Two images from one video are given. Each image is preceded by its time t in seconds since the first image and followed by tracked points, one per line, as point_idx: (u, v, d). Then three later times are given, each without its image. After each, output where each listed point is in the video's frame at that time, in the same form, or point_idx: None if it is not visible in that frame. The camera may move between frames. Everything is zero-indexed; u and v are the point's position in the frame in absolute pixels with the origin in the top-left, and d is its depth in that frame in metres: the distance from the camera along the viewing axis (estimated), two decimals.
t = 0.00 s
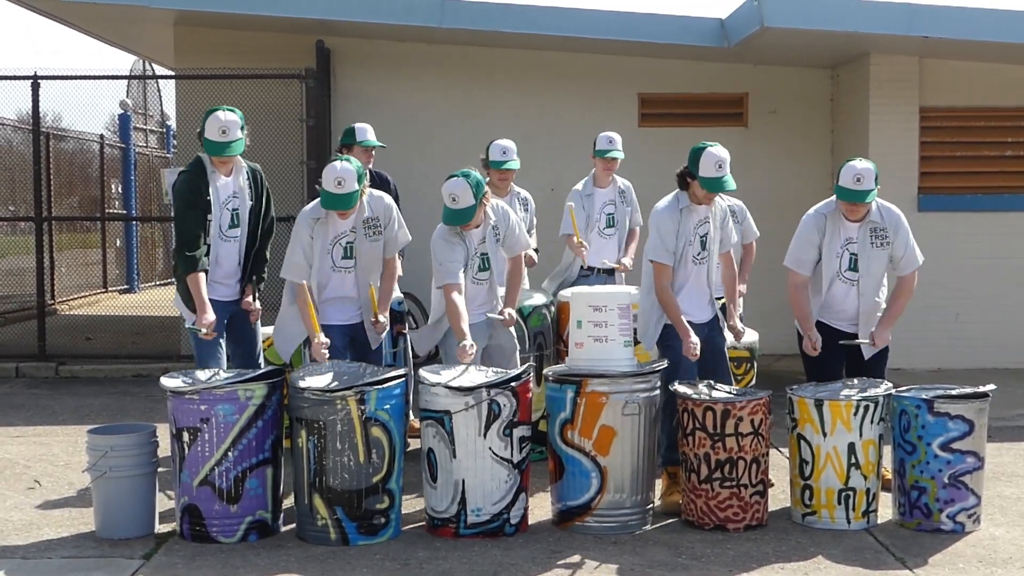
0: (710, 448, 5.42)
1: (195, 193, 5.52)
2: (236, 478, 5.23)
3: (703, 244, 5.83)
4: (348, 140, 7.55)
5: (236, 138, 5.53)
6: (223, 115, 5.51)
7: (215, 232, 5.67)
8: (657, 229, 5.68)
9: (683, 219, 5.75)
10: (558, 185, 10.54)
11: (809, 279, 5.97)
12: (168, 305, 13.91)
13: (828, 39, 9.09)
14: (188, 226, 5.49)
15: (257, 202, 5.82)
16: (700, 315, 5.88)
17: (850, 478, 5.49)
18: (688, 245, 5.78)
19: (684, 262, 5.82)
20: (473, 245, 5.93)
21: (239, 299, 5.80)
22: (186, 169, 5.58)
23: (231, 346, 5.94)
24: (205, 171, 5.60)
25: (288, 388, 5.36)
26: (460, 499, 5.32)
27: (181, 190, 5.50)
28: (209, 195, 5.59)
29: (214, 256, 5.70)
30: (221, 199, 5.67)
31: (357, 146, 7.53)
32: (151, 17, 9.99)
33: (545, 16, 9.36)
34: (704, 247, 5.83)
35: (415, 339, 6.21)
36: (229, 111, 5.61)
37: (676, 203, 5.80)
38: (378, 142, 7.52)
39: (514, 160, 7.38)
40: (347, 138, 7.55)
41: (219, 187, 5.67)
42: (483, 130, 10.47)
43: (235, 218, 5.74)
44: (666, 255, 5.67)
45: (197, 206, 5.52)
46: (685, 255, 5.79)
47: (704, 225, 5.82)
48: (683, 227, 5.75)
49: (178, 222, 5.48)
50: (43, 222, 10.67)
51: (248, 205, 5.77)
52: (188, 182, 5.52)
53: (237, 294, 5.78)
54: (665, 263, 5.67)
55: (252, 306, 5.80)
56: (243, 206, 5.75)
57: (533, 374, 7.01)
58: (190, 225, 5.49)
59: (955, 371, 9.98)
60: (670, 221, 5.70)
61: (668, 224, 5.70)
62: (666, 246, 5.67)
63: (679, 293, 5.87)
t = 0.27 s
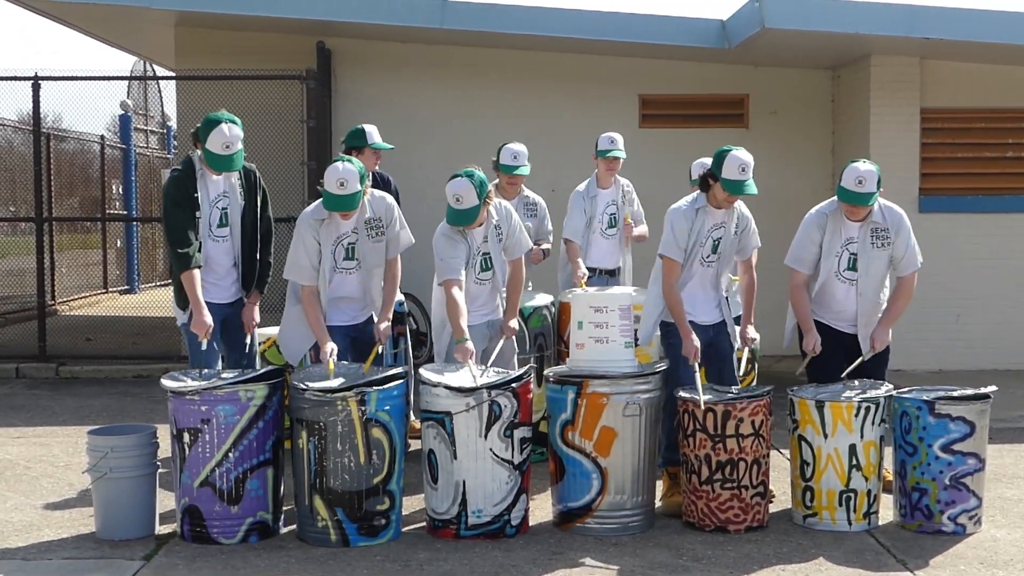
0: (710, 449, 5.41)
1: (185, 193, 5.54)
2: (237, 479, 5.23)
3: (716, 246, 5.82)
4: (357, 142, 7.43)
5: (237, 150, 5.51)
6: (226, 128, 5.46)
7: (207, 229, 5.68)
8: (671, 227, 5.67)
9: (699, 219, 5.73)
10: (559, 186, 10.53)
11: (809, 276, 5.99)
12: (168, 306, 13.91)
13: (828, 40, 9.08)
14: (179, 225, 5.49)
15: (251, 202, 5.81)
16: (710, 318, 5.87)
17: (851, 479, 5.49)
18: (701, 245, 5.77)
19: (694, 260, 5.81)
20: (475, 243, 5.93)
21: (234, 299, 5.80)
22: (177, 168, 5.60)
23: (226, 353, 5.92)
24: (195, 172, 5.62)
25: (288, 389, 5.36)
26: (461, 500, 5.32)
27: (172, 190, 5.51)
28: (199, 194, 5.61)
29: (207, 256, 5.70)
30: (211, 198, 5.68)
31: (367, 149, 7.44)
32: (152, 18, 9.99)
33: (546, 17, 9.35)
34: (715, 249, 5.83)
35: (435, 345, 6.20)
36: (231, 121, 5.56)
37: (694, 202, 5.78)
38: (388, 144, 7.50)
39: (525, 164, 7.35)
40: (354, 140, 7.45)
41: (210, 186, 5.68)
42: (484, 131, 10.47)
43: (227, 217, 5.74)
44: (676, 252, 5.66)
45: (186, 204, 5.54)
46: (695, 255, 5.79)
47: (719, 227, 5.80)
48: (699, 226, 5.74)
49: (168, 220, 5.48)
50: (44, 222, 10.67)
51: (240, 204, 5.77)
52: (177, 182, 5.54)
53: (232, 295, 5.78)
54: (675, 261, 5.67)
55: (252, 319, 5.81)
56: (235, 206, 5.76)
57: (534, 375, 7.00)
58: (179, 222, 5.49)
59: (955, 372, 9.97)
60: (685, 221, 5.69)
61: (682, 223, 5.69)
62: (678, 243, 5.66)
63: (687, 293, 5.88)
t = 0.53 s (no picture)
0: (712, 450, 5.40)
1: (188, 193, 5.53)
2: (237, 480, 5.22)
3: (730, 246, 5.82)
4: (352, 149, 7.43)
5: (238, 147, 5.51)
6: (228, 124, 5.47)
7: (209, 231, 5.67)
8: (684, 226, 5.71)
9: (712, 219, 5.77)
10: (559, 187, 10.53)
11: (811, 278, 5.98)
12: (168, 307, 13.90)
13: (828, 40, 9.08)
14: (181, 225, 5.47)
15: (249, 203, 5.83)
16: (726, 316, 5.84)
17: (852, 480, 5.48)
18: (715, 245, 5.79)
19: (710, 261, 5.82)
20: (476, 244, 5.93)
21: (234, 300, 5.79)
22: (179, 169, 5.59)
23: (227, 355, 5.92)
24: (196, 172, 5.61)
25: (288, 390, 5.35)
26: (461, 502, 5.31)
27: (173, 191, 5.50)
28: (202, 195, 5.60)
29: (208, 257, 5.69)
30: (213, 199, 5.67)
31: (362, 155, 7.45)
32: (152, 19, 9.99)
33: (545, 18, 9.34)
34: (730, 249, 5.83)
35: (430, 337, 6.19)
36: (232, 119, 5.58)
37: (708, 203, 5.81)
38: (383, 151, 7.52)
39: (527, 168, 7.38)
40: (350, 146, 7.44)
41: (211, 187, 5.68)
42: (484, 132, 10.47)
43: (227, 218, 5.75)
44: (690, 252, 5.68)
45: (188, 204, 5.52)
46: (710, 255, 5.79)
47: (732, 227, 5.82)
48: (713, 228, 5.77)
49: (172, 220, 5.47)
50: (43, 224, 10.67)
51: (239, 205, 5.78)
52: (180, 183, 5.52)
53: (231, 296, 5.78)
54: (690, 261, 5.68)
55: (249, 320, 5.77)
56: (234, 207, 5.76)
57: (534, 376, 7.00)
58: (181, 223, 5.48)
59: (955, 372, 9.96)
60: (698, 220, 5.72)
61: (694, 224, 5.72)
62: (692, 243, 5.69)
63: (703, 294, 5.86)
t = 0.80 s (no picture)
0: (712, 450, 5.40)
1: (194, 193, 5.51)
2: (237, 481, 5.22)
3: (726, 243, 5.82)
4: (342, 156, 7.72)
5: (238, 135, 5.54)
6: (226, 112, 5.51)
7: (214, 231, 5.68)
8: (677, 225, 5.74)
9: (704, 215, 5.80)
10: (559, 187, 10.53)
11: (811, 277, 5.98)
12: (168, 308, 13.89)
13: (828, 41, 9.08)
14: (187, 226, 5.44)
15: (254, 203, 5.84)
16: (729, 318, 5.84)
17: (852, 480, 5.48)
18: (710, 242, 5.79)
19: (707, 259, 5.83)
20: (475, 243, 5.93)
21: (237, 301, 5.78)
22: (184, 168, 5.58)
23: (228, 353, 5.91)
24: (202, 171, 5.60)
25: (288, 391, 5.35)
26: (461, 502, 5.31)
27: (178, 191, 5.49)
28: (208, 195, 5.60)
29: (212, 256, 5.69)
30: (218, 199, 5.68)
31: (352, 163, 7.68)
32: (151, 19, 9.99)
33: (545, 18, 9.34)
34: (727, 245, 5.82)
35: (407, 334, 6.17)
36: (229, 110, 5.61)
37: (700, 200, 5.85)
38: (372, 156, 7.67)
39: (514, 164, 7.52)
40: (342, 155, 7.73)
41: (217, 186, 5.68)
42: (484, 132, 10.47)
43: (232, 218, 5.75)
44: (684, 250, 5.71)
45: (195, 204, 5.50)
46: (706, 252, 5.80)
47: (727, 223, 5.82)
48: (705, 224, 5.79)
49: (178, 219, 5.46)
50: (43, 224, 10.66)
51: (245, 206, 5.79)
52: (185, 185, 5.50)
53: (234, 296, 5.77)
54: (686, 259, 5.71)
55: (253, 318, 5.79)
56: (240, 207, 5.76)
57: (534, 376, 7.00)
58: (187, 222, 5.45)
59: (955, 372, 9.97)
60: (691, 219, 5.74)
61: (688, 222, 5.74)
62: (686, 241, 5.71)
63: (704, 293, 5.85)
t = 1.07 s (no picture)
0: (711, 450, 5.39)
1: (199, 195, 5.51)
2: (235, 481, 5.21)
3: (712, 239, 5.82)
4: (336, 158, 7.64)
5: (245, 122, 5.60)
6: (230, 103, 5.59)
7: (220, 232, 5.67)
8: (662, 228, 5.74)
9: (688, 214, 5.80)
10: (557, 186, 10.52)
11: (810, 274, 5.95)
12: (166, 308, 13.87)
13: (827, 40, 9.07)
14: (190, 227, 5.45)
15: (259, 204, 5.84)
16: (715, 316, 5.83)
17: (851, 479, 5.47)
18: (696, 241, 5.80)
19: (693, 258, 5.83)
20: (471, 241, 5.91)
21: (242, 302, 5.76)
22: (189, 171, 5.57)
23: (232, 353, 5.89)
24: (207, 174, 5.60)
25: (287, 391, 5.34)
26: (460, 502, 5.30)
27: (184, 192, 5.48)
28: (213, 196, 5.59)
29: (216, 257, 5.67)
30: (224, 200, 5.67)
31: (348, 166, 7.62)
32: (150, 18, 9.97)
33: (544, 18, 9.33)
34: (713, 242, 5.82)
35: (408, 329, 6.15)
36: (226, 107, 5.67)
37: (680, 199, 5.85)
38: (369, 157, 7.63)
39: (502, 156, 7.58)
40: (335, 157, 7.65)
41: (223, 187, 5.67)
42: (482, 132, 10.45)
43: (238, 220, 5.74)
44: (671, 252, 5.68)
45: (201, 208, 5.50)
46: (692, 253, 5.81)
47: (711, 219, 5.82)
48: (689, 224, 5.78)
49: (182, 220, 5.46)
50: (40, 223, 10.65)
51: (250, 207, 5.79)
52: (190, 187, 5.50)
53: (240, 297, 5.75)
54: (673, 262, 5.68)
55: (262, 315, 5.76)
56: (245, 208, 5.76)
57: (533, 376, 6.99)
58: (190, 223, 5.45)
59: (954, 372, 9.96)
60: (674, 222, 5.75)
61: (673, 225, 5.75)
62: (673, 244, 5.70)
63: (691, 292, 5.85)
